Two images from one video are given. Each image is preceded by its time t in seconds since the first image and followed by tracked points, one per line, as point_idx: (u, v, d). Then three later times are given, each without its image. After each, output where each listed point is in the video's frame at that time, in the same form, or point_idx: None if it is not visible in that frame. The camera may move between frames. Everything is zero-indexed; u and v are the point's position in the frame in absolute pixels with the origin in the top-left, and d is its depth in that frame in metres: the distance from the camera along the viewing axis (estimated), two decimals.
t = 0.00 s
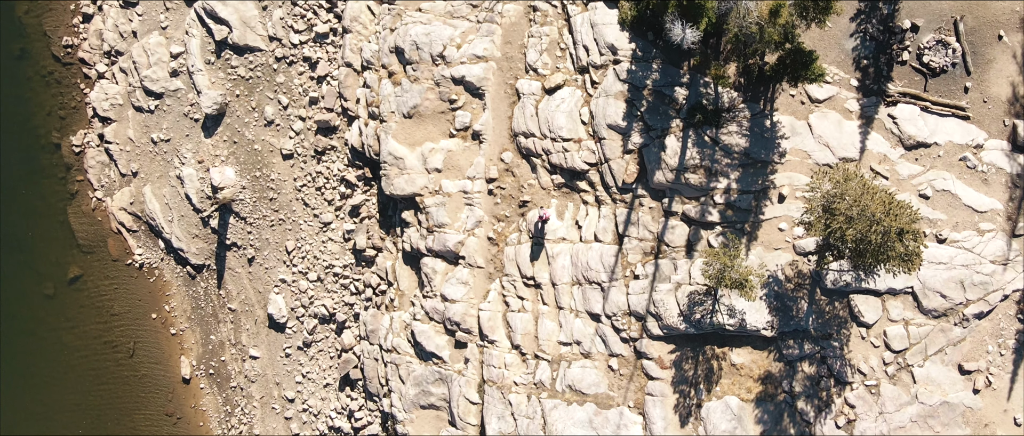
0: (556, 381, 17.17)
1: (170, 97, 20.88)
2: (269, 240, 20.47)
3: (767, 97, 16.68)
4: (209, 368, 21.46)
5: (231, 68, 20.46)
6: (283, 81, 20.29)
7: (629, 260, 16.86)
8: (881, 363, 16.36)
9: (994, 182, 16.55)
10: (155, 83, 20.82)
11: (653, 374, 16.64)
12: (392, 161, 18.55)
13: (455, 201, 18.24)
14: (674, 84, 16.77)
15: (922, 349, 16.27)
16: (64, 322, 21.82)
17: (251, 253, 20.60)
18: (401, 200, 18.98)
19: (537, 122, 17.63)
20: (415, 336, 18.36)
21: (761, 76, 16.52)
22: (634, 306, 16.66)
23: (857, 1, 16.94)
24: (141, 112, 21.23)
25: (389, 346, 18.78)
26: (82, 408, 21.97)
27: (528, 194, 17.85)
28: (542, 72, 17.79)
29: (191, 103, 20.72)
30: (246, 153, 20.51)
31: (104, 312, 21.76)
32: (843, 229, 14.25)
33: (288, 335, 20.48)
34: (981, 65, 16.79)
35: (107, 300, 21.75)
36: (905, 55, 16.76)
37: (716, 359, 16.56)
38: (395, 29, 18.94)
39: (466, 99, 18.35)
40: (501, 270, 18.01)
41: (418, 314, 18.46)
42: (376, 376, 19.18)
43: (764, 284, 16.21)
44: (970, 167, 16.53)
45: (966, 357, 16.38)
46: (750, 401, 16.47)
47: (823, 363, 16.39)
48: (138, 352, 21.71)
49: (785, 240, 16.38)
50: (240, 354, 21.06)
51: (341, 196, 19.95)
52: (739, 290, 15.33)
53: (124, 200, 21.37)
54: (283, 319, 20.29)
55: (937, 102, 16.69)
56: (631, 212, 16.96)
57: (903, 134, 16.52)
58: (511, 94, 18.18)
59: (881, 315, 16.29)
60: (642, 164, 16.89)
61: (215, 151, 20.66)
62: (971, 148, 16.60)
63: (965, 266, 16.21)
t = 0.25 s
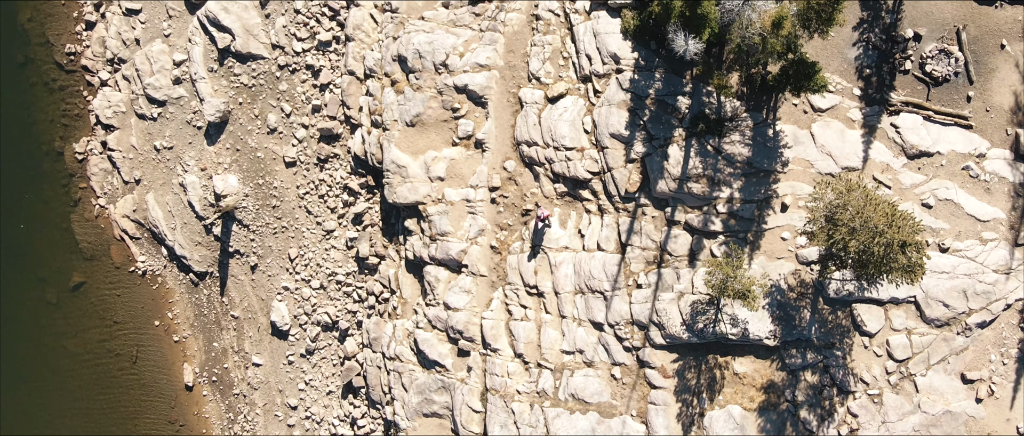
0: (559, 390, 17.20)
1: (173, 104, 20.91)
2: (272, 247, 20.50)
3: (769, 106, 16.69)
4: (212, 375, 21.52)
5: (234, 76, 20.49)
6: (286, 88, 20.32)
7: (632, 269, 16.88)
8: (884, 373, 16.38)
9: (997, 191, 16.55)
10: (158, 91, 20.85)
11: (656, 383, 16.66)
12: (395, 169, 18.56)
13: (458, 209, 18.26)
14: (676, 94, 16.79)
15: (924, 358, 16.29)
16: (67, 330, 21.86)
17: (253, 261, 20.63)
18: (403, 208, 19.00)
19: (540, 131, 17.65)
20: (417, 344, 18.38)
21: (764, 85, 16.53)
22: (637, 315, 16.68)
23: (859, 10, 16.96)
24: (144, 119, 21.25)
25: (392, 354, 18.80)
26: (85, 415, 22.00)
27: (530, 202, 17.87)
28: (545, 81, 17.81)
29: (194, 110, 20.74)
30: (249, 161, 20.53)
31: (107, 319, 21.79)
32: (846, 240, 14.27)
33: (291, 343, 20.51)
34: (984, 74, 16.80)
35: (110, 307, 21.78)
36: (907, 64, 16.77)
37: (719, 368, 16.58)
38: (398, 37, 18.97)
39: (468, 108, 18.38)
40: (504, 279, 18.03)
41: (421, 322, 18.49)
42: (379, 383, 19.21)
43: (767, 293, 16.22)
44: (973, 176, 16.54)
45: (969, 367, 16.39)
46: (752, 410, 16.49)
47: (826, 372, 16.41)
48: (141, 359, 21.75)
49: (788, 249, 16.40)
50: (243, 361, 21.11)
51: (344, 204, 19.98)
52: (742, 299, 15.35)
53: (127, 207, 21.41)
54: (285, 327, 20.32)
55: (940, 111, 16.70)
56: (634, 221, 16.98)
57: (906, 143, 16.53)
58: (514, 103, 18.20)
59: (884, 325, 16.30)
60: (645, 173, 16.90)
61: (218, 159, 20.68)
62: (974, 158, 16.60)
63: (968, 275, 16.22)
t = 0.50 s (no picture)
0: (561, 398, 17.23)
1: (175, 112, 20.93)
2: (275, 254, 20.53)
3: (771, 115, 16.70)
4: (214, 383, 21.58)
5: (236, 84, 20.52)
6: (288, 96, 20.36)
7: (634, 278, 16.90)
8: (886, 382, 16.40)
9: (999, 200, 16.56)
10: (161, 98, 20.88)
11: (658, 392, 16.69)
12: (397, 178, 18.58)
13: (460, 218, 18.28)
14: (679, 103, 16.79)
15: (926, 367, 16.31)
16: (69, 337, 21.90)
17: (256, 268, 20.66)
18: (406, 216, 19.02)
19: (542, 140, 17.66)
20: (420, 353, 18.40)
21: (766, 94, 16.53)
22: (639, 324, 16.70)
23: (862, 20, 16.96)
24: (146, 127, 21.28)
25: (394, 362, 18.82)
26: (87, 422, 22.04)
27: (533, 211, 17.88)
28: (547, 90, 17.82)
29: (196, 118, 20.77)
30: (251, 169, 20.56)
31: (109, 326, 21.82)
32: (848, 252, 14.29)
33: (293, 350, 20.55)
34: (986, 83, 16.80)
35: (112, 314, 21.81)
36: (909, 73, 16.77)
37: (721, 377, 16.61)
38: (401, 46, 18.99)
39: (471, 116, 18.40)
40: (506, 287, 18.06)
41: (423, 330, 18.50)
42: (381, 391, 19.26)
43: (769, 303, 16.24)
44: (975, 185, 16.55)
45: (971, 376, 16.40)
46: (754, 419, 16.53)
47: (828, 382, 16.44)
48: (143, 366, 21.79)
49: (790, 259, 16.42)
50: (245, 369, 21.16)
51: (346, 212, 20.00)
52: (744, 310, 15.36)
53: (130, 214, 21.45)
54: (288, 334, 20.35)
55: (942, 120, 16.71)
56: (636, 230, 17.00)
57: (908, 153, 16.54)
58: (516, 111, 18.22)
59: (886, 334, 16.31)
60: (647, 182, 16.92)
61: (220, 166, 20.70)
62: (976, 167, 16.60)
63: (970, 285, 16.23)
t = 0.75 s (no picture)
0: (564, 407, 17.26)
1: (178, 120, 20.95)
2: (277, 262, 20.55)
3: (773, 125, 16.70)
4: (216, 390, 21.62)
5: (238, 92, 20.53)
6: (290, 104, 20.39)
7: (636, 287, 16.93)
8: (888, 391, 16.43)
9: (1001, 210, 16.56)
10: (163, 106, 20.90)
11: (661, 401, 16.71)
12: (399, 186, 18.61)
13: (462, 226, 18.29)
14: (681, 112, 16.80)
15: (928, 377, 16.32)
16: (71, 345, 21.93)
17: (258, 276, 20.68)
18: (408, 224, 19.04)
19: (544, 149, 17.67)
20: (422, 361, 18.43)
21: (768, 104, 16.53)
22: (641, 333, 16.72)
23: (864, 29, 16.98)
24: (148, 134, 21.29)
25: (396, 371, 18.85)
26: (89, 429, 22.07)
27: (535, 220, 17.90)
28: (549, 99, 17.83)
29: (198, 126, 20.78)
30: (253, 177, 20.58)
31: (112, 334, 21.85)
32: (850, 263, 14.31)
33: (295, 358, 20.57)
34: (988, 92, 16.81)
35: (114, 322, 21.85)
36: (911, 82, 16.78)
37: (723, 387, 16.65)
38: (403, 54, 19.00)
39: (473, 125, 18.42)
40: (508, 296, 18.08)
41: (425, 338, 18.52)
42: (384, 399, 19.30)
43: (771, 313, 16.27)
44: (977, 194, 16.56)
45: (973, 385, 16.42)
46: (756, 428, 16.57)
47: (830, 391, 16.49)
48: (146, 374, 21.83)
49: (792, 268, 16.43)
50: (247, 376, 21.19)
51: (348, 220, 20.03)
52: (746, 320, 15.37)
53: (132, 222, 21.47)
54: (290, 342, 20.38)
55: (944, 129, 16.71)
56: (638, 239, 17.01)
57: (910, 162, 16.55)
58: (518, 120, 18.24)
59: (888, 343, 16.33)
60: (649, 191, 16.93)
61: (222, 174, 20.72)
62: (978, 176, 16.61)
63: (972, 295, 16.23)
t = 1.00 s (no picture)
0: (565, 417, 17.29)
1: (180, 127, 20.96)
2: (279, 270, 20.56)
3: (775, 135, 16.70)
4: (218, 398, 21.63)
5: (240, 100, 20.55)
6: (292, 112, 20.40)
7: (638, 297, 16.95)
8: (890, 401, 16.43)
9: (1003, 219, 16.56)
10: (165, 114, 20.92)
11: (662, 411, 16.74)
12: (401, 195, 18.63)
13: (464, 235, 18.29)
14: (682, 122, 16.81)
15: (930, 387, 16.33)
16: (73, 352, 21.95)
17: (260, 284, 20.70)
18: (410, 233, 19.05)
19: (546, 158, 17.68)
20: (424, 370, 18.44)
21: (770, 113, 16.54)
22: (643, 343, 16.73)
23: (866, 39, 16.98)
24: (150, 142, 21.30)
25: (398, 379, 18.88)
26: None
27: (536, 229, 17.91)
28: (551, 108, 17.84)
29: (200, 134, 20.79)
30: (255, 185, 20.59)
31: (114, 341, 21.87)
32: (852, 274, 14.31)
33: (297, 366, 20.59)
34: (989, 102, 16.83)
35: (116, 329, 21.87)
36: (913, 92, 16.79)
37: (725, 396, 16.67)
38: (405, 63, 19.02)
39: (474, 134, 18.42)
40: (510, 305, 18.08)
41: (427, 347, 18.54)
42: (386, 408, 19.33)
43: (773, 322, 16.28)
44: (978, 204, 16.56)
45: (975, 395, 16.43)
46: None
47: (832, 401, 16.50)
48: (147, 381, 21.85)
49: (793, 278, 16.44)
50: (249, 384, 21.20)
51: (350, 228, 20.04)
52: (748, 330, 15.38)
53: (134, 230, 21.48)
54: (292, 350, 20.40)
55: (945, 139, 16.71)
56: (640, 248, 17.02)
57: (911, 172, 16.55)
58: (520, 129, 18.25)
59: (890, 353, 16.34)
60: (650, 201, 16.94)
61: (224, 182, 20.73)
62: (980, 185, 16.61)
63: (974, 304, 16.23)
